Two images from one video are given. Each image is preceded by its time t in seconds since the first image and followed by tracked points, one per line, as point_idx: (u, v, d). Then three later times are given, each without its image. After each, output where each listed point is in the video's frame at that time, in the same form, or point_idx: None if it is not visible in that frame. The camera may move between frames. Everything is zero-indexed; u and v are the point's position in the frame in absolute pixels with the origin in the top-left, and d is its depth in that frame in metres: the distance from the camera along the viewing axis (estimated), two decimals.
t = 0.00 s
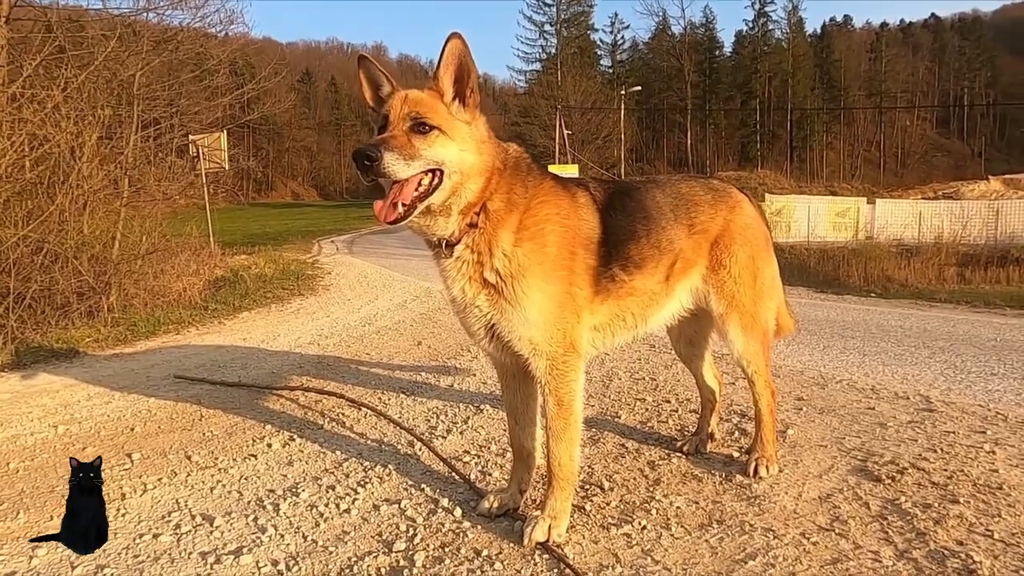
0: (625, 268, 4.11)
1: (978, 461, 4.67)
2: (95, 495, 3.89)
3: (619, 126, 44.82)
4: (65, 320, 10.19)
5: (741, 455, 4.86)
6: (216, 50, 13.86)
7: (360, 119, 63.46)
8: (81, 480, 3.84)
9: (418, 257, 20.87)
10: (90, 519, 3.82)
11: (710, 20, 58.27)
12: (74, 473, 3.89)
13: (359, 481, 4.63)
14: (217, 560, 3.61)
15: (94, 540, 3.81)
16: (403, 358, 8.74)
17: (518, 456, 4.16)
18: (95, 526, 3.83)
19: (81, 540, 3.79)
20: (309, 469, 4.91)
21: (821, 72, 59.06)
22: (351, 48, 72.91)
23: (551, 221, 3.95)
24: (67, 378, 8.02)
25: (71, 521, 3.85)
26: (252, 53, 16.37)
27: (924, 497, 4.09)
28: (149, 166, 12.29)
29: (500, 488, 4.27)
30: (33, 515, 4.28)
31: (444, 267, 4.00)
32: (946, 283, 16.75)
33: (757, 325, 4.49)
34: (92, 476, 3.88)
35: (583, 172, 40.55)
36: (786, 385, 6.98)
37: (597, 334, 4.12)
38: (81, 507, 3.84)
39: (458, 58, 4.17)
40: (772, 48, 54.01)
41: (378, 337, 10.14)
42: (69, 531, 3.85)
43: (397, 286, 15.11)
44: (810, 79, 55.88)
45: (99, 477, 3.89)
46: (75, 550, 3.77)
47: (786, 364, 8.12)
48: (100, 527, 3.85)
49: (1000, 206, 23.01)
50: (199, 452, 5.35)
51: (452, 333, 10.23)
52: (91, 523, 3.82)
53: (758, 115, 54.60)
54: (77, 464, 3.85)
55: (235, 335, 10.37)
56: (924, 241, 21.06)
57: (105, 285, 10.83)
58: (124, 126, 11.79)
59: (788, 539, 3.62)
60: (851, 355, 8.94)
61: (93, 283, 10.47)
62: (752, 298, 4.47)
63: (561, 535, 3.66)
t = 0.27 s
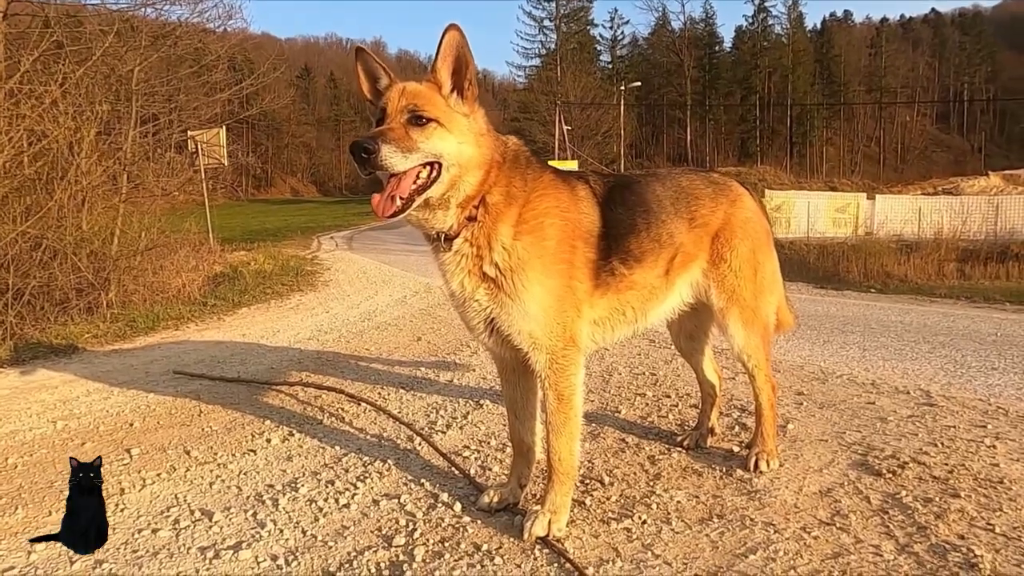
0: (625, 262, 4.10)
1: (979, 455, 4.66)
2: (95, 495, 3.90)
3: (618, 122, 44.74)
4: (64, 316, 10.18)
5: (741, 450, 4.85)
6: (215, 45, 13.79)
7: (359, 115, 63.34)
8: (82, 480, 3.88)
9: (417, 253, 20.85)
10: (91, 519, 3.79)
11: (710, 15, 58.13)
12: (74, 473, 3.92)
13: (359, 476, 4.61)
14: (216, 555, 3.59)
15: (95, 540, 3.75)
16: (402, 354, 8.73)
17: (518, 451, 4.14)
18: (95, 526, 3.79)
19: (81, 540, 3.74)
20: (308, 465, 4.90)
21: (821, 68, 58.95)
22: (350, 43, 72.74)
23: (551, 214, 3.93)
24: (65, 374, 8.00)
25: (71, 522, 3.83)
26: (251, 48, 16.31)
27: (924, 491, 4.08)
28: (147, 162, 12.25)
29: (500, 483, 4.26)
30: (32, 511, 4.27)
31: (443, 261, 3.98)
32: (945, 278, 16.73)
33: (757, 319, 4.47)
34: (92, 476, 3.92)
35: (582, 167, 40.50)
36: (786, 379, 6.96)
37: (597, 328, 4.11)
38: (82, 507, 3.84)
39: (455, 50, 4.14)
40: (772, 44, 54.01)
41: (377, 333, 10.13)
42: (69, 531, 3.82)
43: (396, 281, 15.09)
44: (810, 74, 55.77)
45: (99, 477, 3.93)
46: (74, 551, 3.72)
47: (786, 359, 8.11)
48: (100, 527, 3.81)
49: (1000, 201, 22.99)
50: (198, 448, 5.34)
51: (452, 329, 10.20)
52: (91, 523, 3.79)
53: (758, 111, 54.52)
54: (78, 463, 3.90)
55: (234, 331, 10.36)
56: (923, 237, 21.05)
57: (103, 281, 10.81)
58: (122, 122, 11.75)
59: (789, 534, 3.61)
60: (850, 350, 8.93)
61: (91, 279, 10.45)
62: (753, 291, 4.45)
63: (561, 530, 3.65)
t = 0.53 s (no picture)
0: (632, 270, 4.08)
1: (987, 466, 4.63)
2: (95, 494, 3.92)
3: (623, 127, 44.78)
4: (69, 318, 10.20)
5: (748, 459, 4.82)
6: (222, 50, 13.82)
7: (364, 120, 63.51)
8: (82, 479, 3.90)
9: (422, 258, 20.87)
10: (91, 519, 3.82)
11: (715, 22, 58.21)
12: (74, 474, 3.95)
13: (363, 482, 4.61)
14: (220, 561, 3.58)
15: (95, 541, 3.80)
16: (406, 359, 8.72)
17: (524, 460, 4.12)
18: (95, 526, 3.82)
19: (82, 540, 3.78)
20: (312, 470, 4.89)
21: (826, 75, 58.95)
22: (355, 48, 73.00)
23: (558, 222, 3.92)
24: (70, 376, 8.01)
25: (71, 522, 3.85)
26: (257, 53, 16.37)
27: (932, 503, 4.05)
28: (153, 165, 12.29)
29: (505, 491, 4.24)
30: (36, 515, 4.26)
31: (449, 269, 3.97)
32: (951, 286, 16.67)
33: (764, 328, 4.46)
34: (92, 476, 3.94)
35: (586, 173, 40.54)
36: (791, 388, 6.94)
37: (604, 337, 4.09)
38: (82, 507, 3.86)
39: (461, 58, 4.13)
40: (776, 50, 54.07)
41: (381, 338, 10.13)
42: (69, 531, 3.84)
43: (400, 286, 15.09)
44: (815, 81, 55.77)
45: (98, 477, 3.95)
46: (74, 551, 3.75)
47: (792, 367, 8.08)
48: (100, 527, 3.84)
49: (1005, 209, 22.94)
50: (202, 452, 5.33)
51: (456, 334, 10.20)
52: (91, 523, 3.82)
53: (763, 117, 54.51)
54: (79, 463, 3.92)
55: (239, 335, 10.36)
56: (928, 244, 20.99)
57: (109, 284, 10.84)
58: (129, 126, 11.80)
59: (796, 545, 3.58)
60: (856, 358, 8.89)
61: (97, 282, 10.48)
62: (759, 300, 4.43)
63: (566, 539, 3.63)
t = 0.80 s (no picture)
0: (638, 268, 4.06)
1: (992, 467, 4.61)
2: (95, 494, 3.83)
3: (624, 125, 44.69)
4: (70, 314, 10.18)
5: (751, 458, 4.80)
6: (223, 45, 13.75)
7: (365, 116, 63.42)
8: (81, 479, 3.78)
9: (423, 254, 20.84)
10: (90, 519, 3.75)
11: (717, 19, 58.09)
12: (73, 473, 3.82)
13: (365, 480, 4.58)
14: (222, 558, 3.57)
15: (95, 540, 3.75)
16: (407, 356, 8.69)
17: (527, 458, 4.10)
18: (95, 526, 3.77)
19: (81, 540, 3.72)
20: (314, 468, 4.87)
21: (828, 73, 58.84)
22: (356, 44, 72.88)
23: (563, 219, 3.90)
24: (71, 372, 7.99)
25: (71, 521, 3.77)
26: (258, 48, 16.32)
27: (937, 503, 4.03)
28: (154, 161, 12.27)
29: (508, 489, 4.22)
30: (37, 511, 4.24)
31: (453, 266, 3.95)
32: (952, 285, 16.64)
33: (769, 326, 4.43)
34: (92, 476, 3.83)
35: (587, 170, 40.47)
36: (794, 386, 6.92)
37: (609, 335, 4.07)
38: (81, 507, 3.77)
39: (464, 54, 4.11)
40: (777, 48, 53.59)
41: (383, 334, 10.10)
42: (69, 531, 3.77)
43: (401, 283, 15.07)
44: (816, 80, 55.68)
45: (98, 476, 3.84)
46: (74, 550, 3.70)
47: (794, 366, 8.06)
48: (100, 527, 3.78)
49: (1007, 209, 22.91)
50: (204, 449, 5.31)
51: (457, 331, 10.18)
52: (91, 523, 3.75)
53: (764, 116, 54.43)
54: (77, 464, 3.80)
55: (239, 331, 10.34)
56: (929, 243, 20.96)
57: (109, 279, 10.82)
58: (130, 121, 11.77)
59: (801, 545, 3.57)
60: (858, 357, 8.87)
61: (97, 277, 10.46)
62: (764, 298, 4.41)
63: (570, 538, 3.62)
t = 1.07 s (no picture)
0: (640, 255, 4.03)
1: (994, 453, 4.60)
2: (96, 495, 3.54)
3: (622, 113, 44.50)
4: (68, 305, 10.16)
5: (752, 445, 4.79)
6: (218, 34, 13.60)
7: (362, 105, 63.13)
8: (81, 480, 3.39)
9: (421, 244, 20.80)
10: (91, 519, 3.52)
11: (716, 6, 57.75)
12: (72, 473, 3.44)
13: (366, 469, 4.57)
14: (223, 548, 3.55)
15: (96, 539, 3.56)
16: (407, 345, 8.67)
17: (529, 447, 4.09)
18: (96, 525, 3.54)
19: (81, 540, 3.53)
20: (315, 457, 4.85)
21: (827, 60, 58.59)
22: (353, 33, 72.50)
23: (564, 206, 3.86)
24: (69, 363, 7.97)
25: (71, 521, 3.56)
26: (254, 37, 16.19)
27: (940, 489, 4.03)
28: (150, 151, 12.18)
29: (509, 477, 4.21)
30: (37, 502, 4.22)
31: (453, 254, 3.92)
32: (950, 272, 16.64)
33: (771, 313, 4.41)
34: (93, 475, 3.45)
35: (585, 159, 40.35)
36: (795, 374, 6.91)
37: (611, 322, 4.04)
38: (81, 507, 3.51)
39: (462, 38, 4.05)
40: (777, 35, 54.28)
41: (382, 324, 10.08)
42: (69, 531, 3.57)
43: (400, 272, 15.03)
44: (815, 67, 55.45)
45: (99, 477, 3.44)
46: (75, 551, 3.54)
47: (795, 353, 8.05)
48: (101, 526, 3.57)
49: (1005, 196, 22.89)
50: (204, 439, 5.29)
51: (457, 320, 10.16)
52: (91, 523, 3.53)
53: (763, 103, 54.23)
54: (78, 463, 3.40)
55: (238, 321, 10.31)
56: (928, 231, 20.94)
57: (107, 270, 10.79)
58: (126, 110, 11.68)
59: (804, 532, 3.56)
60: (858, 345, 8.86)
61: (95, 268, 10.46)
62: (767, 285, 4.38)
63: (573, 526, 3.60)
